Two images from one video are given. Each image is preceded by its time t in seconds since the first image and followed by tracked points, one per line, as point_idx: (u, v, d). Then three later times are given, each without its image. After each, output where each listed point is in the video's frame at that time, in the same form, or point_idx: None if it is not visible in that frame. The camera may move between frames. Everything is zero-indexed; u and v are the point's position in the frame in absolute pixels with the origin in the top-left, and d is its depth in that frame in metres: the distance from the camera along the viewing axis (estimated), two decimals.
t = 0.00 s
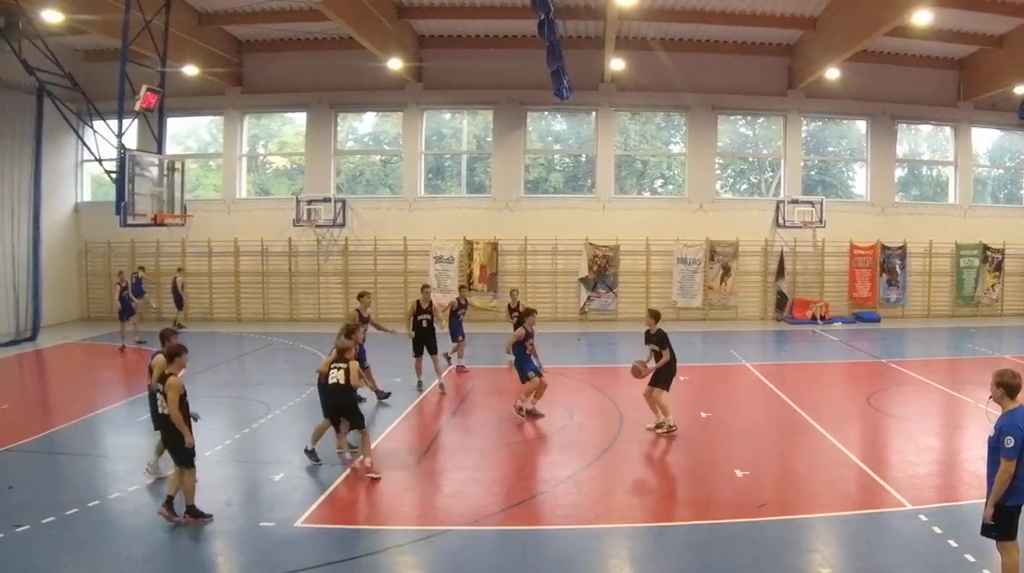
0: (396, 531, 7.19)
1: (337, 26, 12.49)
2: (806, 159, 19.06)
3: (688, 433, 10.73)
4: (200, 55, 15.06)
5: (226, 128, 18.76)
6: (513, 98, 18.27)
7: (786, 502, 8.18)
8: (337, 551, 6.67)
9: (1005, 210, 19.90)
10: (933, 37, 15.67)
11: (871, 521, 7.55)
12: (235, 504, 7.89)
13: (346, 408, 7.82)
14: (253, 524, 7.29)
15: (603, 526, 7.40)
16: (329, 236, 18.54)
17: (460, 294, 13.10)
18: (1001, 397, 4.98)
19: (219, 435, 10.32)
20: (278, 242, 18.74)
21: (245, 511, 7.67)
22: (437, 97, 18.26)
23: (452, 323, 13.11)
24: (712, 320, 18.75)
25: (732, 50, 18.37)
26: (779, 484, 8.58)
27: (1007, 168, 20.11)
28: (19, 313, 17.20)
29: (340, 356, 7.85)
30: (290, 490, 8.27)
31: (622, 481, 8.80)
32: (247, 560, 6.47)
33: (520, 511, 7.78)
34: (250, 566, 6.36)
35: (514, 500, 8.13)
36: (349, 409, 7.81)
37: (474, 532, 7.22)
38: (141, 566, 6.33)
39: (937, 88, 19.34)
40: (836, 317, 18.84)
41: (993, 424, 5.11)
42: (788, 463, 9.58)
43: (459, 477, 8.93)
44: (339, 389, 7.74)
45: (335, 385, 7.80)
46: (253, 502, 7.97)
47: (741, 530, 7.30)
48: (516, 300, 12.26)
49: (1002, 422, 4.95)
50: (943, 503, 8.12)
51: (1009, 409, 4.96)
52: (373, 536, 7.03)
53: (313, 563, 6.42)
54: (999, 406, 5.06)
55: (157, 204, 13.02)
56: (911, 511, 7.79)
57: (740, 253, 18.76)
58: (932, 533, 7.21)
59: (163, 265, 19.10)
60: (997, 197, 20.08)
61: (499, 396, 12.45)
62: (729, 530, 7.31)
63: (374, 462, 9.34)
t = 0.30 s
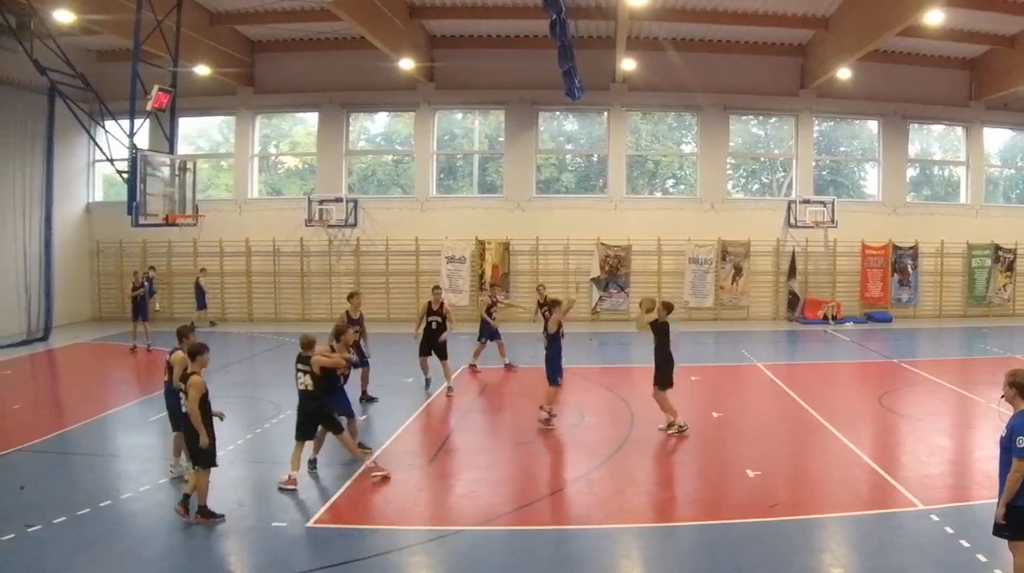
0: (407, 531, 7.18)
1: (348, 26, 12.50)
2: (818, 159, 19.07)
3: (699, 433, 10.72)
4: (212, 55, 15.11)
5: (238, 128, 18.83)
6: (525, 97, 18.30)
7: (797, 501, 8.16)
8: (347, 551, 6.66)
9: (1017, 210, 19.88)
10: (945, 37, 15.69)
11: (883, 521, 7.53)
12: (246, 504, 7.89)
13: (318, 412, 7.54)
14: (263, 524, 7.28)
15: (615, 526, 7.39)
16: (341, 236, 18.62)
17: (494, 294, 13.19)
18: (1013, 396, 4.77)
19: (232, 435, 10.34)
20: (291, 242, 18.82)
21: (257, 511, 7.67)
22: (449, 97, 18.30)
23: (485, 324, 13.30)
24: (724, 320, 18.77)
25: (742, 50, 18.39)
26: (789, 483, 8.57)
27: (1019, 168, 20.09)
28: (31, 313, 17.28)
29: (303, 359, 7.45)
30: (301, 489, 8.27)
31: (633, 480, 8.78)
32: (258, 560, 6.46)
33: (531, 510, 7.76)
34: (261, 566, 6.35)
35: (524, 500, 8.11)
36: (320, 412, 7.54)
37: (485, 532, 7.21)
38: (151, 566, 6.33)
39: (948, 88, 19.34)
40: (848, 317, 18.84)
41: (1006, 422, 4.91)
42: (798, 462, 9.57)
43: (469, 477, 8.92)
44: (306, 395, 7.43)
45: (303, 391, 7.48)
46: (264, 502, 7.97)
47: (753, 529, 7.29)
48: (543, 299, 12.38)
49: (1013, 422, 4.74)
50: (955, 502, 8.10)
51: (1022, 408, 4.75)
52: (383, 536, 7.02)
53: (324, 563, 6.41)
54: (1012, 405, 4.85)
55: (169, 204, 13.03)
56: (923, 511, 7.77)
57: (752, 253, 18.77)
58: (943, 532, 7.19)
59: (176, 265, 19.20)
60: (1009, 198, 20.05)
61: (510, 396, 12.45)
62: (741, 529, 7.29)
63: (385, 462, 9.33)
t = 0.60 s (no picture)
0: (420, 531, 7.17)
1: (362, 27, 12.51)
2: (831, 159, 19.08)
3: (712, 433, 10.72)
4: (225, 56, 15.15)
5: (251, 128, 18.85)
6: (539, 98, 18.31)
7: (811, 501, 8.15)
8: (360, 551, 6.66)
9: None
10: (959, 37, 15.70)
11: (895, 521, 7.52)
12: (258, 504, 7.88)
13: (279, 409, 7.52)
14: (274, 524, 7.25)
15: (628, 526, 7.37)
16: (354, 236, 18.64)
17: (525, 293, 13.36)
18: None
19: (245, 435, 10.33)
20: (303, 243, 18.84)
21: (269, 511, 7.65)
22: (463, 97, 18.32)
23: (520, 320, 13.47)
24: (737, 320, 18.78)
25: (754, 51, 18.40)
26: (803, 483, 8.55)
27: None
28: (44, 313, 17.32)
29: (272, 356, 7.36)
30: (313, 490, 8.24)
31: (644, 480, 8.77)
32: (270, 561, 6.45)
33: (543, 510, 7.75)
34: (272, 566, 6.33)
35: (537, 499, 8.10)
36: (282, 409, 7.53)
37: (497, 532, 7.20)
38: (162, 566, 6.32)
39: (961, 88, 19.34)
40: (860, 317, 18.84)
41: None
42: (812, 462, 9.55)
43: (482, 477, 8.91)
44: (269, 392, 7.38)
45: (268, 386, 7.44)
46: (277, 502, 7.95)
47: (766, 529, 7.28)
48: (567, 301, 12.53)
49: None
50: (968, 503, 8.09)
51: None
52: (397, 537, 7.01)
53: (338, 563, 6.40)
54: None
55: (182, 204, 13.03)
56: (936, 511, 7.76)
57: (765, 253, 18.77)
58: (956, 533, 7.18)
59: (188, 265, 19.24)
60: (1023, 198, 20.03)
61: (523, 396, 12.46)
62: (754, 529, 7.28)
63: (398, 461, 9.32)
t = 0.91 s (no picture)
0: (434, 531, 7.16)
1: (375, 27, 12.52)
2: (844, 159, 19.08)
3: (725, 433, 10.70)
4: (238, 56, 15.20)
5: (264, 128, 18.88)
6: (552, 98, 18.33)
7: (824, 502, 8.13)
8: (374, 551, 6.64)
9: None
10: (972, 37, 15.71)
11: (908, 521, 7.50)
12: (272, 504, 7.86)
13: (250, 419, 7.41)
14: (287, 525, 7.23)
15: (642, 526, 7.35)
16: (367, 236, 18.64)
17: (557, 293, 13.46)
18: None
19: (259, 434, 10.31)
20: (316, 243, 18.84)
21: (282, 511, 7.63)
22: (476, 97, 18.33)
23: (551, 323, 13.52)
24: (750, 320, 18.78)
25: (766, 51, 18.42)
26: (816, 484, 8.53)
27: None
28: (57, 313, 17.30)
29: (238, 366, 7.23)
30: (326, 490, 8.22)
31: (656, 481, 8.74)
32: (283, 561, 6.42)
33: (556, 511, 7.73)
34: (285, 566, 6.32)
35: (549, 500, 8.08)
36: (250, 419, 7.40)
37: (511, 532, 7.19)
38: (174, 567, 6.29)
39: (974, 88, 19.34)
40: (873, 317, 18.84)
41: None
42: (824, 462, 9.54)
43: (495, 477, 8.89)
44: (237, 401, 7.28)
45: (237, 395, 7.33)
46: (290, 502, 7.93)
47: (779, 529, 7.27)
48: (584, 310, 12.52)
49: None
50: (981, 502, 8.08)
51: None
52: (411, 537, 6.99)
53: (352, 563, 6.40)
54: None
55: (194, 205, 13.01)
56: (949, 511, 7.75)
57: (779, 253, 18.77)
58: (969, 532, 7.17)
59: (201, 265, 19.25)
60: None
61: (536, 396, 12.46)
62: (767, 529, 7.26)
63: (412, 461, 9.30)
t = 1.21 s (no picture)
0: (448, 531, 7.16)
1: (388, 27, 12.54)
2: (857, 159, 19.09)
3: (738, 432, 10.70)
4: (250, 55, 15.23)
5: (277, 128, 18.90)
6: (566, 98, 18.34)
7: (837, 502, 8.13)
8: (388, 551, 6.64)
9: None
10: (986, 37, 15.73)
11: (922, 521, 7.50)
12: (286, 503, 7.86)
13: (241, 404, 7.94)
14: (302, 525, 7.23)
15: (656, 525, 7.35)
16: (380, 236, 18.66)
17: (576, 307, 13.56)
18: None
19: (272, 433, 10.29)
20: (329, 242, 18.84)
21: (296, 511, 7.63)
22: (490, 97, 18.34)
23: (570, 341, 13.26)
24: (763, 320, 18.78)
25: (778, 51, 18.42)
26: (829, 484, 8.53)
27: None
28: (70, 313, 17.29)
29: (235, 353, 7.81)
30: (340, 490, 8.22)
31: (669, 480, 8.74)
32: (298, 561, 6.43)
33: (569, 511, 7.73)
34: (300, 566, 6.32)
35: (562, 499, 8.09)
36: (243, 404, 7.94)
37: (524, 533, 7.19)
38: (188, 567, 6.29)
39: (988, 88, 19.33)
40: (886, 317, 18.83)
41: None
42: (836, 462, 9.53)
43: (507, 477, 8.90)
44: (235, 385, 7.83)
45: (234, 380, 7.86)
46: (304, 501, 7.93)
47: (792, 528, 7.27)
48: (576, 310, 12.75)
49: None
50: (994, 503, 8.08)
51: None
52: (425, 537, 6.99)
53: (366, 563, 6.40)
54: None
55: (207, 205, 13.03)
56: (962, 511, 7.75)
57: (792, 253, 18.78)
58: (983, 532, 7.16)
59: (214, 265, 19.26)
60: None
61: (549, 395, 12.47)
62: (781, 529, 7.25)
63: (424, 461, 9.30)
